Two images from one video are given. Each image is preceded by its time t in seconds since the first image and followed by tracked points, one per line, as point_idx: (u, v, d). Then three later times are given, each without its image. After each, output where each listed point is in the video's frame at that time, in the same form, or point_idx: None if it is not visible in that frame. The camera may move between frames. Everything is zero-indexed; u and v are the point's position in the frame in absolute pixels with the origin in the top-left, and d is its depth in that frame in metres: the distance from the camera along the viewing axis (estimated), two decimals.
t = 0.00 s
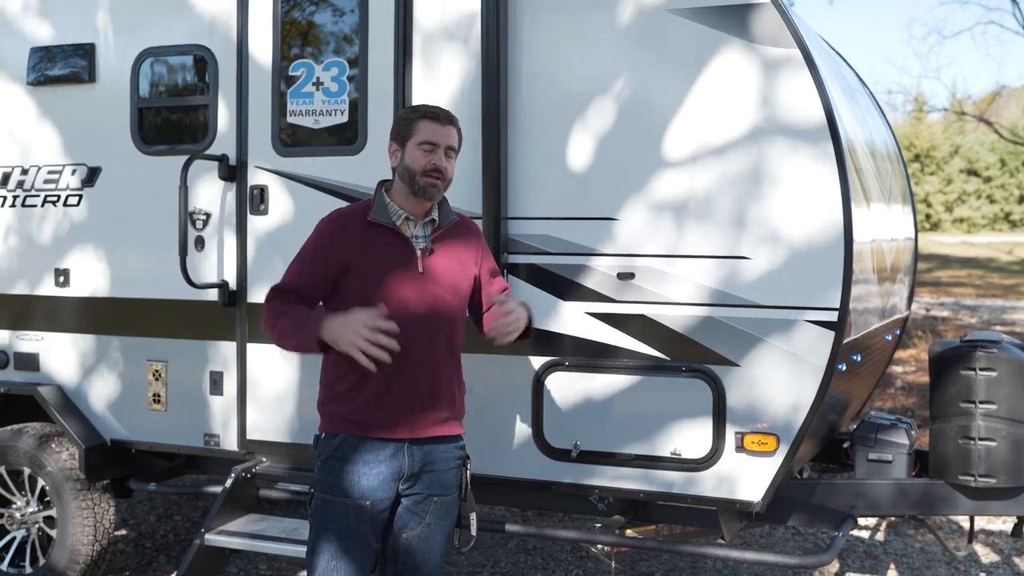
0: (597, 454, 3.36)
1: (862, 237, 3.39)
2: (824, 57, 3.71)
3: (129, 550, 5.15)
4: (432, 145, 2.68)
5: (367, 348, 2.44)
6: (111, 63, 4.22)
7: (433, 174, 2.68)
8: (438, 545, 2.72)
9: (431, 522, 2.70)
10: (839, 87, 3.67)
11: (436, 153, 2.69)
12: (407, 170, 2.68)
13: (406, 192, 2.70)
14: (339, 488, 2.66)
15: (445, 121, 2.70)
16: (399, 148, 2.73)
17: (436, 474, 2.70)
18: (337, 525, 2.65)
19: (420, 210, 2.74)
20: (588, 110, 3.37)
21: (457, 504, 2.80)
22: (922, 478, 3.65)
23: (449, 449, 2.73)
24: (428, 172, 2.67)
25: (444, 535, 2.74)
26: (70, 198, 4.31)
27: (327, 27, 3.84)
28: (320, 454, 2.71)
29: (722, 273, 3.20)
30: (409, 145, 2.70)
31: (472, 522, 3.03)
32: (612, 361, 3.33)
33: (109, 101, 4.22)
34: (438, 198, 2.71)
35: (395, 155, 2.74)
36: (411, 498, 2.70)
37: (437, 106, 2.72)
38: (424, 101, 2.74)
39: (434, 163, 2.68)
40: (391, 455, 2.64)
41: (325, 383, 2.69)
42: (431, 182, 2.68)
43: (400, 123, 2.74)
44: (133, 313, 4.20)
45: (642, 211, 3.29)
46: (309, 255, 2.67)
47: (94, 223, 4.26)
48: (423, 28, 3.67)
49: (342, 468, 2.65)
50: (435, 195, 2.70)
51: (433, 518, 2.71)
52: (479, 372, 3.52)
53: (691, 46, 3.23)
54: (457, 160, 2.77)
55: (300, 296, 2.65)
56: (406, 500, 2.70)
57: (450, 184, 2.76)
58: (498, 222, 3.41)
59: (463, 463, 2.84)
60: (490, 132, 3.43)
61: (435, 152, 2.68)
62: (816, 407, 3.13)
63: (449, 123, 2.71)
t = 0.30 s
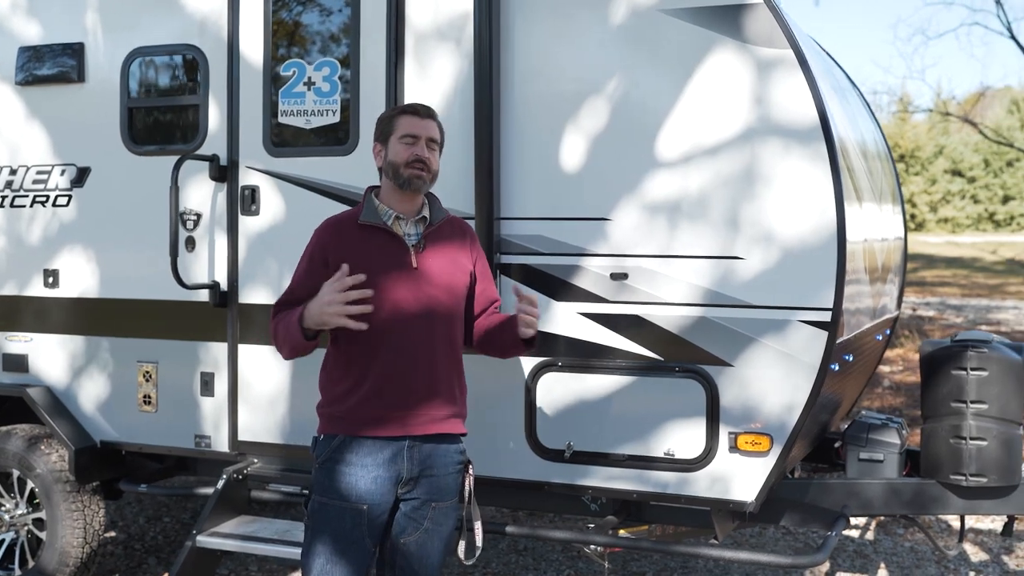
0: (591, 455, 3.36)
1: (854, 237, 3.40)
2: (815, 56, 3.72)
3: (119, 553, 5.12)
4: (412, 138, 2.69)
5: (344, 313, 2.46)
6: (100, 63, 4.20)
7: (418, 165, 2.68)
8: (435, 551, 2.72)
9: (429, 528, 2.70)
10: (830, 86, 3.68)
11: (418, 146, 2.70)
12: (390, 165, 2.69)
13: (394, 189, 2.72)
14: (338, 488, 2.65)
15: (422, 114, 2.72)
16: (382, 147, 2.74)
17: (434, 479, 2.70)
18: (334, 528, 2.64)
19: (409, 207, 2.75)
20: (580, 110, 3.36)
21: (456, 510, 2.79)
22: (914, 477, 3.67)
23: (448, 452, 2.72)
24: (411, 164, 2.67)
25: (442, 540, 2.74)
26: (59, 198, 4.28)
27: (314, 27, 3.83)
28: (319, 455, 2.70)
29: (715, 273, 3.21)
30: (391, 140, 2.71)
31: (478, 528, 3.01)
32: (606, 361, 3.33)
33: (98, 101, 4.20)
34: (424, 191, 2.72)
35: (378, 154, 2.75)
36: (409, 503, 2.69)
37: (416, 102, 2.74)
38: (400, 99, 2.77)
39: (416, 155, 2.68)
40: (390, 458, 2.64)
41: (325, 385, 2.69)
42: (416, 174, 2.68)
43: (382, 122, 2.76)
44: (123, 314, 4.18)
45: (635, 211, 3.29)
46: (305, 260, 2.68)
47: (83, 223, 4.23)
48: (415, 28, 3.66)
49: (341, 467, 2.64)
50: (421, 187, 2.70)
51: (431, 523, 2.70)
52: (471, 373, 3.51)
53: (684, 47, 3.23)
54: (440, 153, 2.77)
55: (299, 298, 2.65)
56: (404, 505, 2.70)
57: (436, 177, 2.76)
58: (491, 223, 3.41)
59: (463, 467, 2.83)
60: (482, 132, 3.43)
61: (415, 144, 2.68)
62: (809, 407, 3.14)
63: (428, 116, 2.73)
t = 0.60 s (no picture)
0: (584, 456, 3.36)
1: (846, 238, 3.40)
2: (807, 57, 3.72)
3: (107, 555, 5.09)
4: (416, 140, 2.67)
5: (388, 330, 2.45)
6: (89, 62, 4.17)
7: (421, 168, 2.66)
8: (429, 549, 2.72)
9: (423, 526, 2.70)
10: (822, 86, 3.69)
11: (422, 148, 2.68)
12: (394, 169, 2.68)
13: (398, 192, 2.71)
14: (336, 487, 2.64)
15: (426, 116, 2.70)
16: (387, 149, 2.73)
17: (430, 478, 2.70)
18: (334, 524, 2.62)
19: (414, 210, 2.73)
20: (573, 111, 3.36)
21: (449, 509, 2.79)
22: (905, 477, 3.67)
23: (443, 452, 2.72)
24: (415, 167, 2.66)
25: (436, 539, 2.74)
26: (48, 198, 4.25)
27: (302, 27, 3.83)
28: (318, 453, 2.69)
29: (708, 275, 3.20)
30: (395, 143, 2.70)
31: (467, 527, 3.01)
32: (598, 363, 3.33)
33: (87, 100, 4.17)
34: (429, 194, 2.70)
35: (383, 157, 2.74)
36: (405, 501, 2.69)
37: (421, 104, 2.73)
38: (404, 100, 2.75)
39: (420, 158, 2.66)
40: (389, 456, 2.63)
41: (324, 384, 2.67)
42: (420, 177, 2.66)
43: (386, 125, 2.75)
44: (112, 315, 4.15)
45: (628, 212, 3.29)
46: (308, 257, 2.65)
47: (72, 224, 4.20)
48: (407, 28, 3.65)
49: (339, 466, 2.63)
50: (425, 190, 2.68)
51: (425, 521, 2.70)
52: (464, 374, 3.50)
53: (676, 48, 3.23)
54: (446, 155, 2.75)
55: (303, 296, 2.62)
56: (400, 502, 2.69)
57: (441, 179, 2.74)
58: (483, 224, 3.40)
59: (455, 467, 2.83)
60: (474, 132, 3.42)
61: (419, 147, 2.67)
62: (802, 408, 3.14)
63: (433, 118, 2.71)
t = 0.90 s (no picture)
0: (576, 456, 3.35)
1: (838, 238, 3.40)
2: (798, 56, 3.72)
3: (96, 557, 5.05)
4: (447, 167, 2.59)
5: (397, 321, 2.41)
6: (78, 61, 4.14)
7: (447, 196, 2.61)
8: (426, 545, 2.76)
9: (423, 521, 2.74)
10: (814, 86, 3.69)
11: (451, 175, 2.61)
12: (418, 188, 2.61)
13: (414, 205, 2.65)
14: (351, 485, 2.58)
15: (463, 142, 2.61)
16: (412, 161, 2.64)
17: (430, 474, 2.74)
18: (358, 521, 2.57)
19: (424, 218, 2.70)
20: (565, 111, 3.35)
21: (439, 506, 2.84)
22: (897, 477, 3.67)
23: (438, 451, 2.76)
24: (441, 194, 2.60)
25: (431, 535, 2.78)
26: (36, 198, 4.21)
27: (290, 26, 3.81)
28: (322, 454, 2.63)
29: (701, 275, 3.20)
30: (423, 162, 2.61)
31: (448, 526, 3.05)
32: (591, 363, 3.32)
33: (76, 99, 4.14)
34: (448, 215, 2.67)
35: (405, 166, 2.65)
36: (408, 498, 2.70)
37: (459, 127, 2.62)
38: (441, 114, 2.62)
39: (449, 187, 2.61)
40: (396, 454, 2.64)
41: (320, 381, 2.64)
42: (444, 205, 2.62)
43: (415, 135, 2.63)
44: (101, 316, 4.12)
45: (621, 212, 3.28)
46: (313, 252, 2.61)
47: (60, 224, 4.17)
48: (398, 27, 3.63)
49: (345, 460, 2.59)
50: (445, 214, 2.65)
51: (425, 517, 2.74)
52: (456, 375, 3.49)
53: (669, 47, 3.22)
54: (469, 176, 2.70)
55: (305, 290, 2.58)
56: (403, 499, 2.70)
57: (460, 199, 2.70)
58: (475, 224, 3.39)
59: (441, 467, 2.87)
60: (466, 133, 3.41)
61: (450, 175, 2.60)
62: (795, 408, 3.14)
63: (468, 144, 2.62)
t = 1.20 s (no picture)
0: (567, 457, 3.33)
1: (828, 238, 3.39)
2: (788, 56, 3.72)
3: (82, 560, 5.02)
4: (455, 179, 2.56)
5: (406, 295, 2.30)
6: (63, 60, 4.10)
7: (452, 206, 2.59)
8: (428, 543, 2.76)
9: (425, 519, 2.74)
10: (804, 86, 3.68)
11: (456, 185, 2.58)
12: (424, 196, 2.57)
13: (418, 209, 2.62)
14: (374, 491, 2.52)
15: (472, 154, 2.57)
16: (418, 168, 2.58)
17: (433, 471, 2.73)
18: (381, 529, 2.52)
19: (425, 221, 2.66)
20: (556, 111, 3.34)
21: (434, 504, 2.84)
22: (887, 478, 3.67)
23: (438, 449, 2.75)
24: (446, 205, 2.58)
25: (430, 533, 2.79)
26: (21, 198, 4.17)
27: (275, 25, 3.78)
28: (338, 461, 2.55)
29: (692, 275, 3.19)
30: (431, 172, 2.56)
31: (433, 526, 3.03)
32: (582, 364, 3.30)
33: (61, 98, 4.10)
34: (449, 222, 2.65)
35: (410, 171, 2.60)
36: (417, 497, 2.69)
37: (468, 137, 2.57)
38: (451, 122, 2.57)
39: (454, 197, 2.58)
40: (410, 455, 2.61)
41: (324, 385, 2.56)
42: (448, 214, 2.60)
43: (422, 141, 2.57)
44: (87, 317, 4.08)
45: (612, 212, 3.27)
46: (319, 253, 2.51)
47: (46, 224, 4.13)
48: (388, 26, 3.61)
49: (363, 466, 2.53)
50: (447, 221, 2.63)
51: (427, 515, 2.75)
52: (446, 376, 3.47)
53: (660, 47, 3.22)
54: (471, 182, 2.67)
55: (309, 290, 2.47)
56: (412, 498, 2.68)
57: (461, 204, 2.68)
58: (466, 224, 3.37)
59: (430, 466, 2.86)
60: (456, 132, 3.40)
61: (456, 186, 2.57)
62: (786, 409, 3.13)
63: (476, 155, 2.59)
